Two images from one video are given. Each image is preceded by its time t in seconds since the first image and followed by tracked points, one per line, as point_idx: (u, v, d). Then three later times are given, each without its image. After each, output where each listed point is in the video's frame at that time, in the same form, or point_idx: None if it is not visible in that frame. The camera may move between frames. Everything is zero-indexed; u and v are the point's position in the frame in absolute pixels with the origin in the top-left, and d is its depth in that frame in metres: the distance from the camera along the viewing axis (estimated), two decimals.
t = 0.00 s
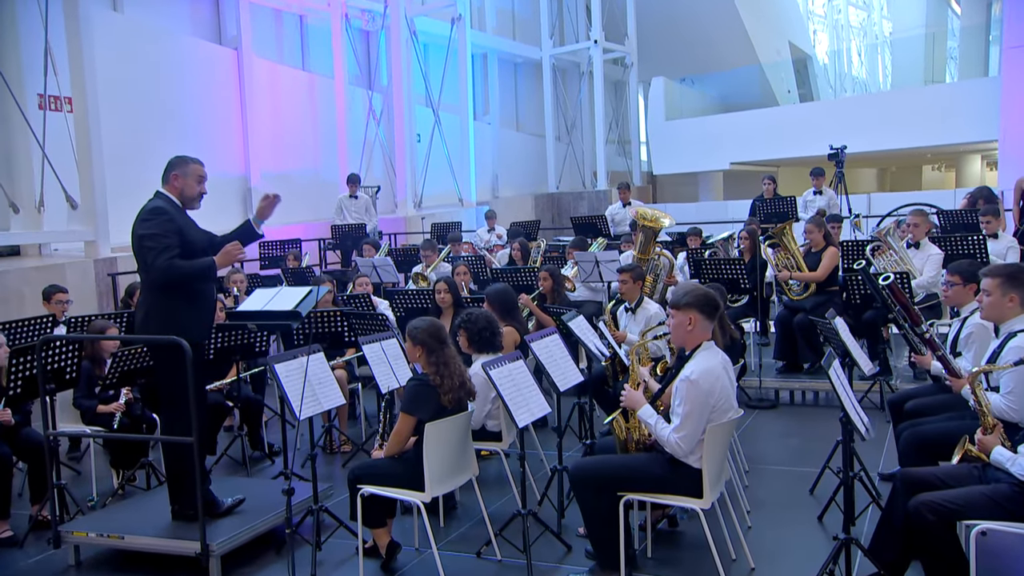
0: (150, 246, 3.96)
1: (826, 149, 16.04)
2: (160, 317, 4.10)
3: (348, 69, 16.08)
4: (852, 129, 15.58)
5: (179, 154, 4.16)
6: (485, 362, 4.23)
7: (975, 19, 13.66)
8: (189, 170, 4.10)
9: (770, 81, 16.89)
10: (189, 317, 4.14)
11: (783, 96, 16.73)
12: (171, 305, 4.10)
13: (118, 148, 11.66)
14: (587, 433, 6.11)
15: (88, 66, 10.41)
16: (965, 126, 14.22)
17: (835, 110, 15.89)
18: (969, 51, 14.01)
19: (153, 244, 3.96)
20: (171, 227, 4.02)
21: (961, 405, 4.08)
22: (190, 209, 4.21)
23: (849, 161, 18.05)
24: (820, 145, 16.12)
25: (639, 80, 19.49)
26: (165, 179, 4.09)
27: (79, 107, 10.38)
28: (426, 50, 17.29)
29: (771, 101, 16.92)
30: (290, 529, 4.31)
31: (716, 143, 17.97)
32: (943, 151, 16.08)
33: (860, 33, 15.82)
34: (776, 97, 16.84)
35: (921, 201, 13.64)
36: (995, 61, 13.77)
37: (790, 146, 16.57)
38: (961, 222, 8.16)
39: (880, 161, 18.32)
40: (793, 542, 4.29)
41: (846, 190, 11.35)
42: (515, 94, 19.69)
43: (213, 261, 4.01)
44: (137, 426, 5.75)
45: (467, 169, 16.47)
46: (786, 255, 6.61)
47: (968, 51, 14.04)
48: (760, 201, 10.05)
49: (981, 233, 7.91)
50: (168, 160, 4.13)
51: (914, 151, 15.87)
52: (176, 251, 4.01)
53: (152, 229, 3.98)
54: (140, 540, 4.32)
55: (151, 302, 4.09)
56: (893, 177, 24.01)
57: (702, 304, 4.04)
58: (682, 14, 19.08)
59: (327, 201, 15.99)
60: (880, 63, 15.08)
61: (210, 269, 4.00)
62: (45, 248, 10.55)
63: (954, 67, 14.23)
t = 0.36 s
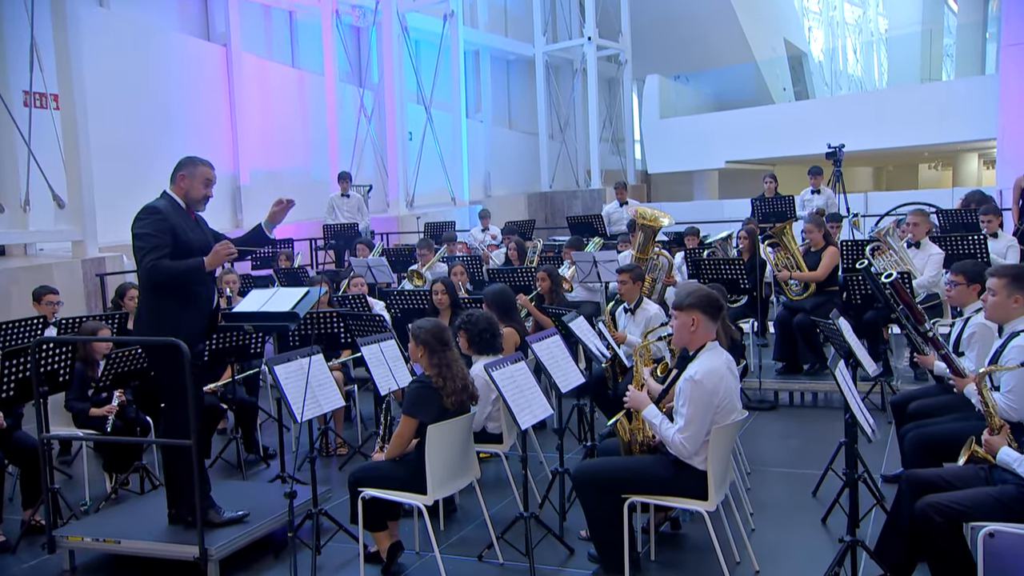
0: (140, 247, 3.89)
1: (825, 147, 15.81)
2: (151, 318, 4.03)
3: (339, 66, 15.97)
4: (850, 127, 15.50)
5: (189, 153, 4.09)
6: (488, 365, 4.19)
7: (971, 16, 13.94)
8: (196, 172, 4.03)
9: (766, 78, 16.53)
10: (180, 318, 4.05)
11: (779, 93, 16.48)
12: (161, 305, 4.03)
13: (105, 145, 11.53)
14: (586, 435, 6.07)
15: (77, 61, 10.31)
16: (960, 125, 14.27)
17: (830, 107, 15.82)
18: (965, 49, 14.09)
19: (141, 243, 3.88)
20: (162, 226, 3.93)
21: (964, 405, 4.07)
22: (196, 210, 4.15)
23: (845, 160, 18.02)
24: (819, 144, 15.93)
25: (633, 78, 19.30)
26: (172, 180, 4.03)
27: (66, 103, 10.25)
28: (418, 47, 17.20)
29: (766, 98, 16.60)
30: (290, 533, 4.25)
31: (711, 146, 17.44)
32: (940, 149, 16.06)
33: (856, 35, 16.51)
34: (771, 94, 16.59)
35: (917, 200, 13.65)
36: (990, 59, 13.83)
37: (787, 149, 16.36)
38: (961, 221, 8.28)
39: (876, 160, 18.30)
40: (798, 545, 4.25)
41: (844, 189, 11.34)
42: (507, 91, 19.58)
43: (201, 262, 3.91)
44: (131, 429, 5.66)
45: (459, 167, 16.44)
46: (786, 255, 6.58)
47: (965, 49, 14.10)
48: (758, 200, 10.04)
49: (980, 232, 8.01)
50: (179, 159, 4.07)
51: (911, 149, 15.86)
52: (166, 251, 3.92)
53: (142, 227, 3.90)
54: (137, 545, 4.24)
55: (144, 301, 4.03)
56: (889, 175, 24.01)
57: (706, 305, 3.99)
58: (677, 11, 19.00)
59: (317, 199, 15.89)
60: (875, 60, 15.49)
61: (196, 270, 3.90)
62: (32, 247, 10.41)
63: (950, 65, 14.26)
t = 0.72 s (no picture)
0: (163, 252, 3.85)
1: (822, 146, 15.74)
2: (164, 320, 3.98)
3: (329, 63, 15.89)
4: (846, 126, 15.49)
5: (203, 155, 4.06)
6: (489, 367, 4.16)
7: (968, 13, 13.92)
8: (215, 176, 4.02)
9: (760, 75, 16.67)
10: (198, 321, 4.01)
11: (774, 91, 16.60)
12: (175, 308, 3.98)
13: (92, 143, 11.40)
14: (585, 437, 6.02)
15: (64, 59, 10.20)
16: (956, 124, 14.28)
17: (826, 105, 15.80)
18: (962, 50, 14.10)
19: (166, 249, 3.85)
20: (182, 230, 3.92)
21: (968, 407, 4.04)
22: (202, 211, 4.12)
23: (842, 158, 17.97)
24: (817, 142, 15.88)
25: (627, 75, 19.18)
26: (191, 182, 3.99)
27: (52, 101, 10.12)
28: (409, 44, 17.13)
29: (761, 95, 16.76)
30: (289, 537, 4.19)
31: (711, 141, 17.48)
32: (937, 148, 16.03)
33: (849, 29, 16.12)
34: (766, 92, 16.59)
35: (918, 199, 13.67)
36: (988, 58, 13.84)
37: (786, 149, 16.33)
38: (961, 220, 8.27)
39: (872, 158, 18.29)
40: (802, 547, 4.22)
41: (843, 188, 11.32)
42: (499, 88, 19.45)
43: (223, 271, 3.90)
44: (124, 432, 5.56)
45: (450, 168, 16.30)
46: (785, 255, 6.54)
47: (962, 47, 14.11)
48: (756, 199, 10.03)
49: (982, 230, 8.04)
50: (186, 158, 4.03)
51: (906, 148, 15.83)
52: (188, 257, 3.90)
53: (165, 231, 3.88)
54: (133, 550, 4.17)
55: (157, 303, 3.97)
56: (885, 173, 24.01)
57: (711, 306, 3.96)
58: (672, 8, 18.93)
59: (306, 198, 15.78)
60: (871, 57, 15.32)
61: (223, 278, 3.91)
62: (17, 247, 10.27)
63: (947, 62, 14.25)
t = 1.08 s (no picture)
0: (195, 255, 3.79)
1: (819, 144, 15.79)
2: (180, 325, 3.88)
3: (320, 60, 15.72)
4: (843, 125, 15.46)
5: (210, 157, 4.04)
6: (492, 368, 4.13)
7: (964, 11, 14.19)
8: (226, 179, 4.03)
9: (755, 73, 16.60)
10: (211, 325, 3.96)
11: (768, 89, 16.44)
12: (193, 311, 3.91)
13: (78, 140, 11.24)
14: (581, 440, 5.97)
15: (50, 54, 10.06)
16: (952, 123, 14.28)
17: (821, 102, 15.77)
18: (961, 41, 14.15)
19: (195, 254, 3.79)
20: (202, 234, 3.86)
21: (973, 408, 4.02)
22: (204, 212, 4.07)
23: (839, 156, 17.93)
24: (814, 141, 15.85)
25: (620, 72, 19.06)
26: (200, 185, 3.97)
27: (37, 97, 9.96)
28: (401, 40, 17.05)
29: (757, 94, 16.61)
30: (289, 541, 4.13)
31: (709, 137, 17.28)
32: (933, 147, 15.99)
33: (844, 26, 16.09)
34: (762, 90, 16.55)
35: (919, 197, 13.65)
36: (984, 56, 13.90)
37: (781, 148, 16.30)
38: (959, 219, 8.27)
39: (867, 157, 18.29)
40: (806, 550, 4.20)
41: (839, 186, 11.33)
42: (491, 85, 19.31)
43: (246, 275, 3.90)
44: (117, 435, 5.45)
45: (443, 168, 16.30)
46: (784, 255, 6.51)
47: (959, 44, 14.12)
48: (753, 198, 10.02)
49: (981, 230, 8.06)
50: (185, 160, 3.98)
51: (903, 147, 15.76)
52: (210, 260, 3.85)
53: (191, 236, 3.81)
54: (130, 555, 4.11)
55: (172, 306, 3.87)
56: (881, 171, 24.00)
57: (715, 307, 3.95)
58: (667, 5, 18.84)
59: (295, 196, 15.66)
60: (867, 53, 15.30)
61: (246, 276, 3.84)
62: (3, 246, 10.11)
63: (943, 61, 14.21)
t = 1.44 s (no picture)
0: (205, 258, 3.72)
1: (817, 143, 15.71)
2: (184, 326, 3.82)
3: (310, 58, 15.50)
4: (840, 123, 15.39)
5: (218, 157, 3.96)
6: (495, 369, 4.12)
7: (963, 8, 13.99)
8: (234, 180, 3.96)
9: (751, 70, 16.49)
10: (214, 327, 3.90)
11: (766, 87, 16.49)
12: (199, 311, 3.85)
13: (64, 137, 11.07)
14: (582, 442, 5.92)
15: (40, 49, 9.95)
16: (948, 121, 14.27)
17: (816, 101, 15.74)
18: (957, 38, 14.14)
19: (205, 257, 3.72)
20: (212, 237, 3.79)
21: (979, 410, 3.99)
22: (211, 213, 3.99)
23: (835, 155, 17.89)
24: (812, 140, 15.81)
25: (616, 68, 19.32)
26: (209, 186, 3.89)
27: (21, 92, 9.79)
28: (392, 37, 16.95)
29: (754, 92, 16.62)
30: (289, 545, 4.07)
31: (706, 136, 17.22)
32: (931, 145, 15.91)
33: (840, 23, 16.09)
34: (757, 87, 16.53)
35: (918, 196, 13.64)
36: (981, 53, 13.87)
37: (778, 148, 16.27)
38: (959, 219, 8.26)
39: (864, 155, 18.27)
40: (810, 552, 4.17)
41: (837, 185, 11.31)
42: (484, 82, 19.24)
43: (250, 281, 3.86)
44: (111, 438, 5.37)
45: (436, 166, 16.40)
46: (784, 255, 6.48)
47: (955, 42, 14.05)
48: (752, 197, 10.00)
49: (982, 229, 8.07)
50: (195, 160, 3.91)
51: (901, 145, 15.68)
52: (219, 264, 3.78)
53: (201, 239, 3.74)
54: (127, 559, 4.04)
55: (177, 306, 3.80)
56: (877, 170, 23.95)
57: (721, 307, 3.93)
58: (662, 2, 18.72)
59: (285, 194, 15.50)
60: (863, 50, 15.23)
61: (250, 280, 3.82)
62: None
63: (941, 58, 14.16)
